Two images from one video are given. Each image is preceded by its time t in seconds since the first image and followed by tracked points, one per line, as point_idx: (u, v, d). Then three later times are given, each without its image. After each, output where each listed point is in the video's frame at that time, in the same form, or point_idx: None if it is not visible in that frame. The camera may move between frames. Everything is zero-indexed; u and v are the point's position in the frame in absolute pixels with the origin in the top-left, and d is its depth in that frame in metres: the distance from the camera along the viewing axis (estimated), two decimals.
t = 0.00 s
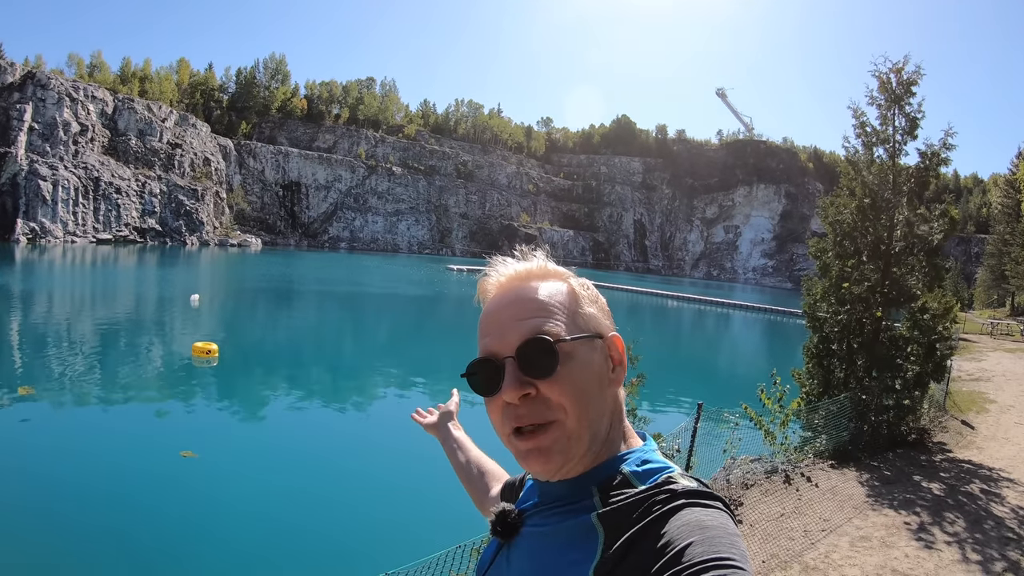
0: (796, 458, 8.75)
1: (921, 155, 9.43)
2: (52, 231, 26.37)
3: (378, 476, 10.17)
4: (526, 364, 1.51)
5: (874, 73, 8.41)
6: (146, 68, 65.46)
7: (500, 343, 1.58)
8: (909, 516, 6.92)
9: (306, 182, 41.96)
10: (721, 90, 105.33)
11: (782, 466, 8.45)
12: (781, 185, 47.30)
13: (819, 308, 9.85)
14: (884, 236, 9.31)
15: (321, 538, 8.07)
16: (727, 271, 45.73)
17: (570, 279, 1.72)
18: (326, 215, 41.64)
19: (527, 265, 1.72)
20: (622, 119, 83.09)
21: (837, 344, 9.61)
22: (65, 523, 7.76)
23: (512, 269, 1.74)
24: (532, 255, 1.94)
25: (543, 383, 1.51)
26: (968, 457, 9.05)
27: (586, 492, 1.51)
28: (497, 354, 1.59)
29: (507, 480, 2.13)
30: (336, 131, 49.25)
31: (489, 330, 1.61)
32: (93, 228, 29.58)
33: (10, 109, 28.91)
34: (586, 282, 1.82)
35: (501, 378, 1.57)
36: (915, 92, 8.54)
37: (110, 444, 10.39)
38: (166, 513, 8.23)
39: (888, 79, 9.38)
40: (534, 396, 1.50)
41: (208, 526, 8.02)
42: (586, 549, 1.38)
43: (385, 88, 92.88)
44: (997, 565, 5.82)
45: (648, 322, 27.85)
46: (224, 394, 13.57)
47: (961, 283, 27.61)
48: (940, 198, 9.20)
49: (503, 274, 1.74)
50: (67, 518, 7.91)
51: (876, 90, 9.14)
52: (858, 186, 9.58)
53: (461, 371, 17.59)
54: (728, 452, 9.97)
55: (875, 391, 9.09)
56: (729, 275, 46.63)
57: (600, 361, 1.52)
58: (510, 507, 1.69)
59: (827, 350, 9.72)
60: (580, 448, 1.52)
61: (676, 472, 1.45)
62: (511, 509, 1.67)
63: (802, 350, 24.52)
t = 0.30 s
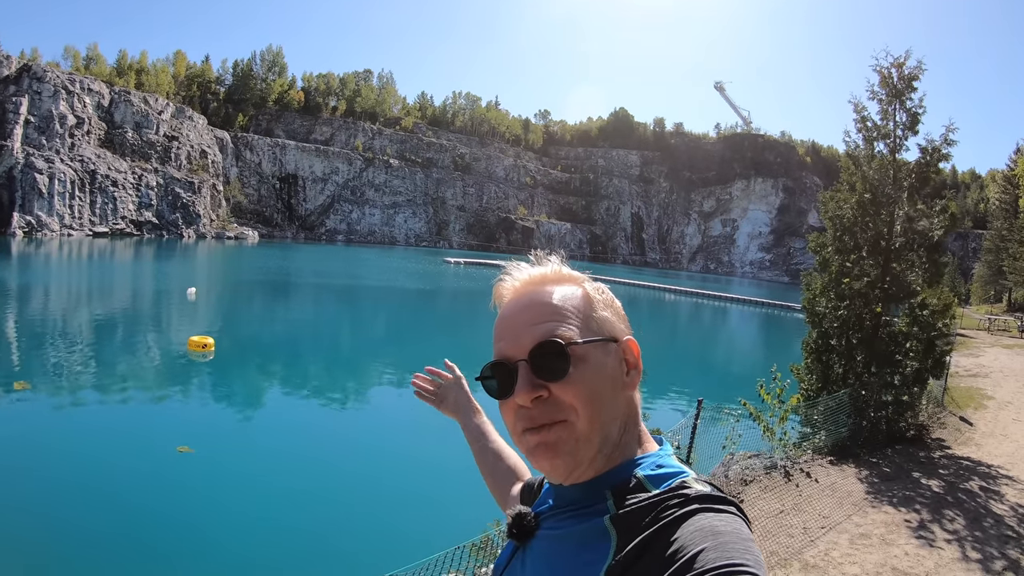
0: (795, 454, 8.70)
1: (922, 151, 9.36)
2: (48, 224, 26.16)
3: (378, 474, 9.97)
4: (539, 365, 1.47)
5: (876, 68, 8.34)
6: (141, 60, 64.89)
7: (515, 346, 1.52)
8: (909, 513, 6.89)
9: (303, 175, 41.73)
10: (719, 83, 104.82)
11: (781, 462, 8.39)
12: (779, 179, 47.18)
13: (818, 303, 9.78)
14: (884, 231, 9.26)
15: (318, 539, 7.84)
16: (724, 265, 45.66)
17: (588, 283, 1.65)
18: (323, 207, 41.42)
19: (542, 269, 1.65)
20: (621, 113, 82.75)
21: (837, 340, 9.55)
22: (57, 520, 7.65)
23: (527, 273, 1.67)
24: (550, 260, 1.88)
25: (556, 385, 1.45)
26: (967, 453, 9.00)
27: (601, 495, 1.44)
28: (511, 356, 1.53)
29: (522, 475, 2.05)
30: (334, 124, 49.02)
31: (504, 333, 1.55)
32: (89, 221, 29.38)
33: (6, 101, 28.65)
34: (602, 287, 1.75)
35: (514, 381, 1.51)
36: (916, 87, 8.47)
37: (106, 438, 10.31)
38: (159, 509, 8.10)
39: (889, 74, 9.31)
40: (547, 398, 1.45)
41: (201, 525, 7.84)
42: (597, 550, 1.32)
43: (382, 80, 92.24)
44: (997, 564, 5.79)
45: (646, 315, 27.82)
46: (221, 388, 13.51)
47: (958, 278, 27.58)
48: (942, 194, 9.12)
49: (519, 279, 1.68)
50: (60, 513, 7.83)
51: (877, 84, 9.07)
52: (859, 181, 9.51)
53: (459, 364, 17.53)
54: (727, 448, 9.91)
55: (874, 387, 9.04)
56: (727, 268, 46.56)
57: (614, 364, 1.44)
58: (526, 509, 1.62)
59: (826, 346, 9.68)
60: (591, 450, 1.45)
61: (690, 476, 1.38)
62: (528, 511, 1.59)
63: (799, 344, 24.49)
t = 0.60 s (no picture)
0: (794, 447, 8.68)
1: (922, 145, 9.32)
2: (46, 218, 25.78)
3: (378, 470, 9.85)
4: (558, 363, 1.38)
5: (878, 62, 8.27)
6: (137, 52, 64.34)
7: (533, 345, 1.44)
8: (909, 509, 6.88)
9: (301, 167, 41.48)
10: (718, 77, 104.31)
11: (779, 456, 8.36)
12: (778, 172, 47.07)
13: (818, 297, 9.73)
14: (884, 226, 9.21)
15: (312, 538, 7.69)
16: (722, 258, 45.58)
17: (606, 278, 1.56)
18: (321, 199, 41.25)
19: (561, 264, 1.56)
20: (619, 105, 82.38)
21: (836, 334, 9.50)
22: (51, 515, 7.59)
23: (541, 271, 1.58)
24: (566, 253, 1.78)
25: (575, 384, 1.37)
26: (965, 448, 8.99)
27: (620, 495, 1.40)
28: (528, 355, 1.46)
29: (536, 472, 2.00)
30: (331, 116, 48.72)
31: (520, 331, 1.48)
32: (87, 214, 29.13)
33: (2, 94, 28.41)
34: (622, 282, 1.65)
35: (532, 380, 1.44)
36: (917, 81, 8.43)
37: (104, 431, 10.27)
38: (154, 505, 8.01)
39: (890, 68, 9.25)
40: (567, 397, 1.37)
41: (194, 522, 7.72)
42: (619, 549, 1.29)
43: (379, 71, 91.61)
44: (997, 560, 5.79)
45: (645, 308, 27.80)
46: (220, 380, 13.47)
47: (957, 273, 27.54)
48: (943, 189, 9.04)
49: (536, 276, 1.59)
50: (59, 509, 7.74)
51: (879, 78, 9.01)
52: (860, 174, 9.46)
53: (458, 357, 17.50)
54: (725, 441, 9.90)
55: (874, 381, 9.03)
56: (725, 261, 46.47)
57: (634, 362, 1.37)
58: (544, 508, 1.58)
59: (825, 340, 9.60)
60: (611, 450, 1.38)
61: (712, 477, 1.33)
62: (545, 511, 1.55)
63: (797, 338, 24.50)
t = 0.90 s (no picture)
0: (795, 443, 8.66)
1: (922, 140, 9.30)
2: (45, 217, 25.85)
3: (379, 469, 9.80)
4: (564, 354, 1.38)
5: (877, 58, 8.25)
6: (136, 51, 64.19)
7: (541, 337, 1.44)
8: (910, 504, 6.90)
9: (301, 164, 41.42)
10: (717, 73, 104.16)
11: (780, 452, 8.35)
12: (777, 168, 46.98)
13: (818, 293, 9.78)
14: (885, 221, 9.21)
15: (305, 538, 7.64)
16: (722, 254, 45.53)
17: (616, 271, 1.55)
18: (320, 197, 41.20)
19: (568, 258, 1.55)
20: (619, 102, 82.15)
21: (836, 329, 9.53)
22: (50, 513, 7.65)
23: (548, 266, 1.58)
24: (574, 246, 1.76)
25: (581, 375, 1.37)
26: (967, 444, 8.97)
27: (622, 491, 1.39)
28: (535, 347, 1.46)
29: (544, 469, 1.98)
30: (330, 113, 48.63)
31: (528, 323, 1.48)
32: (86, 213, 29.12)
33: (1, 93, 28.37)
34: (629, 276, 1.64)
35: (538, 372, 1.44)
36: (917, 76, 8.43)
37: (107, 430, 10.32)
38: (152, 503, 8.04)
39: (890, 63, 9.23)
40: (574, 387, 1.37)
41: (188, 521, 7.70)
42: (620, 545, 1.28)
43: (379, 68, 91.53)
44: (998, 555, 5.80)
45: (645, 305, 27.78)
46: (221, 379, 13.50)
47: (957, 269, 27.50)
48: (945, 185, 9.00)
49: (544, 268, 1.58)
50: (60, 510, 7.74)
51: (878, 73, 9.00)
52: (860, 170, 9.46)
53: (459, 354, 17.52)
54: (726, 436, 9.89)
55: (874, 377, 9.03)
56: (725, 257, 46.37)
57: (640, 357, 1.36)
58: (548, 503, 1.57)
59: (826, 335, 9.66)
60: (618, 442, 1.38)
61: (715, 474, 1.32)
62: (549, 506, 1.54)
63: (797, 334, 24.49)
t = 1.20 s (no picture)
0: (802, 437, 8.66)
1: (930, 133, 9.26)
2: (54, 215, 26.11)
3: (381, 467, 9.83)
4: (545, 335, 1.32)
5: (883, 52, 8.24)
6: (145, 49, 64.49)
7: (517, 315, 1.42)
8: (918, 499, 6.89)
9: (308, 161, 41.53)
10: (726, 67, 103.63)
11: (787, 446, 8.35)
12: (786, 163, 46.72)
13: (826, 287, 9.69)
14: (893, 215, 9.16)
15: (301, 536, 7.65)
16: (730, 249, 45.39)
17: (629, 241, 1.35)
18: (329, 194, 41.40)
19: (574, 230, 1.40)
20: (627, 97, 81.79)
21: (844, 324, 9.48)
22: (56, 507, 7.82)
23: (550, 234, 1.43)
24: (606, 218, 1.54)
25: (544, 358, 1.34)
26: (975, 439, 8.94)
27: (617, 468, 1.30)
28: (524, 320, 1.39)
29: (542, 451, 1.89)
30: (338, 110, 48.71)
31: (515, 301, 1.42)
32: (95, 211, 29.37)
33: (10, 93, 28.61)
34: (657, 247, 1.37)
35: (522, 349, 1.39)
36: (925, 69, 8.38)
37: (114, 426, 10.46)
38: (155, 499, 8.16)
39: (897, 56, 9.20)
40: (536, 370, 1.35)
41: (187, 518, 7.78)
42: (612, 521, 1.19)
43: (387, 64, 91.46)
44: (1005, 550, 5.81)
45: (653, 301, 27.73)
46: (229, 376, 13.63)
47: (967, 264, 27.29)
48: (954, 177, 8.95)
49: (542, 242, 1.45)
50: (62, 507, 7.84)
51: (886, 66, 8.95)
52: (867, 163, 9.44)
53: (466, 350, 17.56)
54: (733, 431, 9.89)
55: (882, 371, 9.00)
56: (733, 253, 46.14)
57: (612, 348, 1.25)
58: (543, 480, 1.53)
59: (833, 330, 9.61)
60: (600, 425, 1.31)
61: (712, 455, 1.25)
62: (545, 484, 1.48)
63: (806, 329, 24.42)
